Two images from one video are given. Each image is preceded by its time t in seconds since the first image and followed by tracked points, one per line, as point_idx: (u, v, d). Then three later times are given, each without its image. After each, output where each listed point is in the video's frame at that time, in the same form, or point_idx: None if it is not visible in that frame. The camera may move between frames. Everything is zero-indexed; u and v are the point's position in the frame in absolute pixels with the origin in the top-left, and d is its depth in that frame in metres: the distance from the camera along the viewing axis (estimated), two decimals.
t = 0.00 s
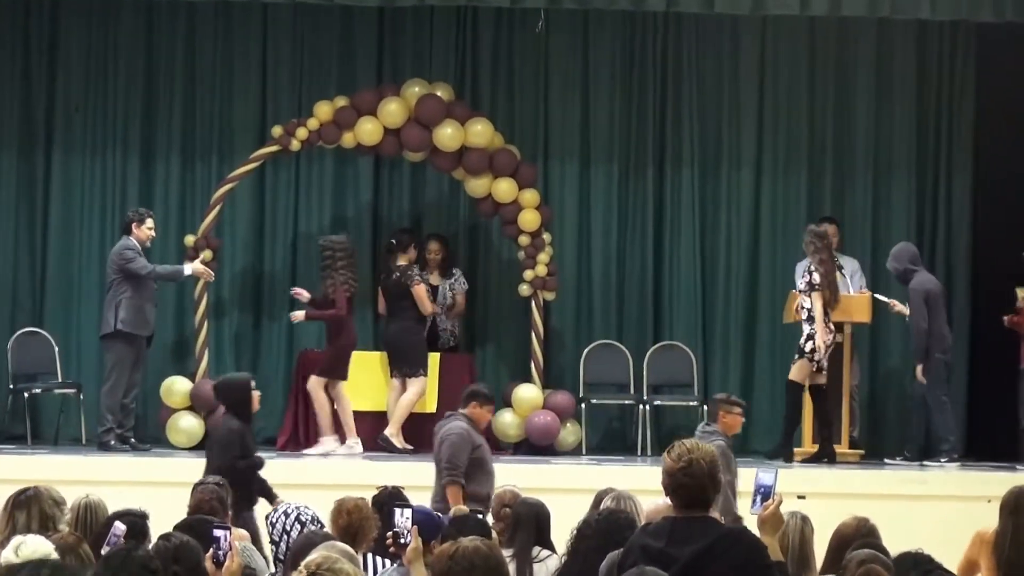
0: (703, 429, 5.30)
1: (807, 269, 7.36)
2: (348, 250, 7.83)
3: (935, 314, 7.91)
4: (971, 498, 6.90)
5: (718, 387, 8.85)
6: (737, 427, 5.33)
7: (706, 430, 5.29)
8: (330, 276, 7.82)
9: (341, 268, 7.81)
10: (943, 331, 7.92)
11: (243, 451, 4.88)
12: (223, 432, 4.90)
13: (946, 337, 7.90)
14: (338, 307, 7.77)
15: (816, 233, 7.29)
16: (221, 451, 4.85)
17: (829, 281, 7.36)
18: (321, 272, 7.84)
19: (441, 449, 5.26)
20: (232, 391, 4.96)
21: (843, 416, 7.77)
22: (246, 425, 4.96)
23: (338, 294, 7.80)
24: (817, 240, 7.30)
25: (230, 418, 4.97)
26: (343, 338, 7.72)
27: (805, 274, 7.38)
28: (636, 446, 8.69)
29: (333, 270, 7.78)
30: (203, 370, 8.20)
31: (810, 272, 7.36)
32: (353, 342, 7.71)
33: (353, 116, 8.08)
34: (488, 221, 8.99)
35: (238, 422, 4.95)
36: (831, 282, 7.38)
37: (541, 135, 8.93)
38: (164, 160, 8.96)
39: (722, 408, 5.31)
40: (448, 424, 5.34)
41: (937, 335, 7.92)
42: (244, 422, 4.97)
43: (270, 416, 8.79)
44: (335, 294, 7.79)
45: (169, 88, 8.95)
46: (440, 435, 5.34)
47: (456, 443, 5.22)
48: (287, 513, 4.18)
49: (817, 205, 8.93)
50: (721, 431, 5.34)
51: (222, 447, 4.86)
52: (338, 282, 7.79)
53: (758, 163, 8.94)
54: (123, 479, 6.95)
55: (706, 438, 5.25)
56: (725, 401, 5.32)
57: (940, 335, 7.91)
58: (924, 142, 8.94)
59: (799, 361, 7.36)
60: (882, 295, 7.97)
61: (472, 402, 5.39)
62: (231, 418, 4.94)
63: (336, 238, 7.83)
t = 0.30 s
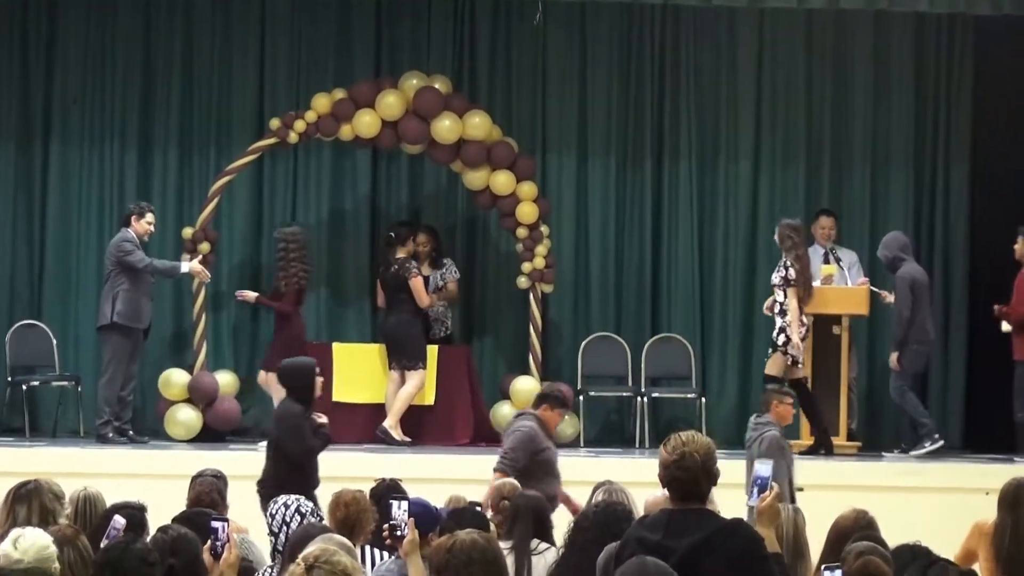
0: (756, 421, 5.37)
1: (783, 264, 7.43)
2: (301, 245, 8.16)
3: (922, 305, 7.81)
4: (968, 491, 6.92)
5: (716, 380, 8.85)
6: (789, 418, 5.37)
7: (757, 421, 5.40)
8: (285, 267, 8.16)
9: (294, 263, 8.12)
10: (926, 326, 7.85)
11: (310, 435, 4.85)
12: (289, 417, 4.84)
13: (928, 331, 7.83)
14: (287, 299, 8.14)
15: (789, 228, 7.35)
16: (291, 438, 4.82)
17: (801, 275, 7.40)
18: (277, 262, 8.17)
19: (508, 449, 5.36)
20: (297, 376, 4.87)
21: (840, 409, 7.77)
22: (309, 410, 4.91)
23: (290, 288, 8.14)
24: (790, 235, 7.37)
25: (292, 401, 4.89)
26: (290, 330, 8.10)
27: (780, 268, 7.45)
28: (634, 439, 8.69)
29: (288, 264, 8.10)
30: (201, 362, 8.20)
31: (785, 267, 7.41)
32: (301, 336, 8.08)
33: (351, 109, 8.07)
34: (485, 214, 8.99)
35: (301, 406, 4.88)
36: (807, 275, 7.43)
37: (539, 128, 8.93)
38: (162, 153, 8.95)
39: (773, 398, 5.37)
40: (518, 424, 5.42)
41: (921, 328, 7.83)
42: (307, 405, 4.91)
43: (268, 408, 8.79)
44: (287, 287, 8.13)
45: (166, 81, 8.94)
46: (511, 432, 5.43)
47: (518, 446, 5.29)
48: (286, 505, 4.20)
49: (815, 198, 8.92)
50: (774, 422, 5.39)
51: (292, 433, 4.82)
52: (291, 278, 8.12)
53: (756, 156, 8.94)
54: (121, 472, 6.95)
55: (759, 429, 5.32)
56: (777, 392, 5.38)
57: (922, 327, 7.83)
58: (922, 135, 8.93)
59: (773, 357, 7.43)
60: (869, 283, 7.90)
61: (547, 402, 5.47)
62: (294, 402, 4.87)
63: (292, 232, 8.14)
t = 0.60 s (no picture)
0: (809, 418, 5.37)
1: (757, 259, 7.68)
2: (265, 241, 7.85)
3: (914, 300, 7.81)
4: (970, 485, 6.92)
5: (717, 376, 8.87)
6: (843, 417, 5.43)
7: (810, 420, 5.40)
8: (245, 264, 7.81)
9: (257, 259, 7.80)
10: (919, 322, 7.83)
11: (381, 436, 4.87)
12: (360, 421, 4.85)
13: (921, 326, 7.81)
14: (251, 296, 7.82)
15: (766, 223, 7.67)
16: (362, 441, 4.84)
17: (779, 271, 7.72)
18: (238, 258, 7.84)
19: (586, 446, 5.43)
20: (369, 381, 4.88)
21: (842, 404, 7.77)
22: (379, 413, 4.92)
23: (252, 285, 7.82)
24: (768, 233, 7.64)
25: (362, 404, 4.90)
26: (253, 328, 7.79)
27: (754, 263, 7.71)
28: (636, 434, 8.70)
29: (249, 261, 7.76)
30: (203, 358, 8.21)
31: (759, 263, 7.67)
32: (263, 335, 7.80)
33: (354, 104, 8.08)
34: (487, 208, 9.00)
35: (371, 409, 4.89)
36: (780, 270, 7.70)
37: (541, 123, 8.93)
38: (164, 148, 8.95)
39: (828, 398, 5.43)
40: (586, 418, 5.50)
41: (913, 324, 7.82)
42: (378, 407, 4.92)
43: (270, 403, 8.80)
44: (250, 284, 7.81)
45: (168, 76, 8.95)
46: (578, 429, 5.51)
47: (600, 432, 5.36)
48: (293, 499, 4.18)
49: (817, 193, 8.92)
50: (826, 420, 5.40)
51: (363, 436, 4.84)
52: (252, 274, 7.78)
53: (758, 151, 8.94)
54: (123, 467, 6.97)
55: (812, 426, 5.34)
56: (831, 392, 5.43)
57: (914, 323, 7.81)
58: (924, 129, 8.92)
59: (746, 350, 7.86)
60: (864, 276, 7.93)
61: (609, 395, 5.57)
62: (364, 404, 4.88)
63: (255, 226, 7.84)
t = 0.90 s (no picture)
0: (861, 415, 5.36)
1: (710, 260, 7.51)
2: (233, 231, 7.73)
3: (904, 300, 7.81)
4: (971, 483, 6.93)
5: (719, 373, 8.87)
6: (896, 411, 5.32)
7: (864, 416, 5.37)
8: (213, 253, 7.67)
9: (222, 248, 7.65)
10: (909, 320, 7.84)
11: (439, 428, 4.69)
12: (418, 411, 4.68)
13: (910, 324, 7.81)
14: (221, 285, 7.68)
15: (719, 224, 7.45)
16: (419, 431, 4.66)
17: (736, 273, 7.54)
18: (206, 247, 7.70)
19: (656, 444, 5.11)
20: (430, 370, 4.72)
21: (843, 401, 7.77)
22: (438, 403, 4.75)
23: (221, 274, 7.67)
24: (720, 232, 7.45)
25: (422, 395, 4.73)
26: (224, 320, 7.65)
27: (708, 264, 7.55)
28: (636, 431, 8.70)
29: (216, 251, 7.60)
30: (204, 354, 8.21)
31: (712, 264, 7.51)
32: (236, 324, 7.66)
33: (355, 99, 8.08)
34: (489, 204, 8.99)
35: (430, 399, 4.72)
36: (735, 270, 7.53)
37: (543, 120, 8.93)
38: (166, 144, 8.95)
39: (881, 393, 5.31)
40: (652, 417, 5.23)
41: (903, 323, 7.83)
42: (437, 400, 4.74)
43: (271, 399, 8.80)
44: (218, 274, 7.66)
45: (171, 72, 8.94)
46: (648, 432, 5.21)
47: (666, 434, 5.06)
48: (294, 495, 4.13)
49: (818, 191, 8.92)
50: (880, 416, 5.36)
51: (422, 427, 4.66)
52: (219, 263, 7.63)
53: (760, 148, 8.93)
54: (123, 462, 6.96)
55: (865, 423, 5.32)
56: (885, 387, 5.32)
57: (903, 322, 7.82)
58: (926, 127, 8.91)
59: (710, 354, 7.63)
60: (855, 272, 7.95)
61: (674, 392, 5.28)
62: (423, 396, 4.71)
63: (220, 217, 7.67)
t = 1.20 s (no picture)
0: (913, 417, 5.42)
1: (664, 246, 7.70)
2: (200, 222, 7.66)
3: (894, 297, 7.78)
4: (971, 481, 6.92)
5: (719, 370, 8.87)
6: (948, 414, 5.37)
7: (915, 418, 5.43)
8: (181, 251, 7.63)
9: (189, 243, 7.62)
10: (900, 316, 7.83)
11: (509, 432, 4.86)
12: (487, 415, 4.85)
13: (899, 321, 7.80)
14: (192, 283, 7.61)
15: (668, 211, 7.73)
16: (488, 436, 4.84)
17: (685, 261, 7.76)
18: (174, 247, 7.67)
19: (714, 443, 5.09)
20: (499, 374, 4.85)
21: (844, 399, 7.75)
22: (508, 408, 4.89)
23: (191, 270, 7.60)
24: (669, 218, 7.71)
25: (491, 398, 4.88)
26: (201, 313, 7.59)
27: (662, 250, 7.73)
28: (637, 428, 8.70)
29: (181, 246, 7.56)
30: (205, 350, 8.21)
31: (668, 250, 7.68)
32: (213, 315, 7.59)
33: (357, 96, 8.07)
34: (490, 201, 8.99)
35: (499, 403, 4.87)
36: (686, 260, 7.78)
37: (545, 117, 8.93)
38: (167, 140, 8.95)
39: (931, 396, 5.37)
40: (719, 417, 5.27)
41: (892, 319, 7.80)
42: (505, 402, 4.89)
43: (273, 395, 8.80)
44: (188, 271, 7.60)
45: (171, 69, 8.94)
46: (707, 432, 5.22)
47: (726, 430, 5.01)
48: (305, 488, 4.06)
49: (819, 188, 8.92)
50: (930, 418, 5.41)
51: (492, 433, 4.84)
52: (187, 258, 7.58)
53: (761, 145, 8.93)
54: (124, 458, 6.96)
55: (917, 425, 5.38)
56: (936, 389, 5.38)
57: (893, 319, 7.80)
58: (926, 125, 8.91)
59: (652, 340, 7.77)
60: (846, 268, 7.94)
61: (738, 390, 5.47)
62: (492, 399, 4.87)
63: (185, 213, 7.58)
